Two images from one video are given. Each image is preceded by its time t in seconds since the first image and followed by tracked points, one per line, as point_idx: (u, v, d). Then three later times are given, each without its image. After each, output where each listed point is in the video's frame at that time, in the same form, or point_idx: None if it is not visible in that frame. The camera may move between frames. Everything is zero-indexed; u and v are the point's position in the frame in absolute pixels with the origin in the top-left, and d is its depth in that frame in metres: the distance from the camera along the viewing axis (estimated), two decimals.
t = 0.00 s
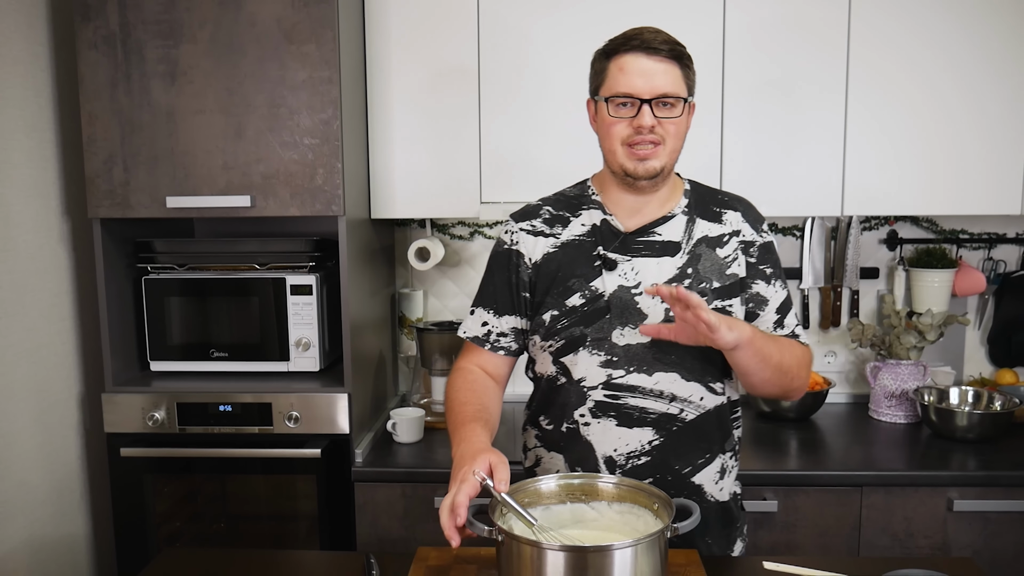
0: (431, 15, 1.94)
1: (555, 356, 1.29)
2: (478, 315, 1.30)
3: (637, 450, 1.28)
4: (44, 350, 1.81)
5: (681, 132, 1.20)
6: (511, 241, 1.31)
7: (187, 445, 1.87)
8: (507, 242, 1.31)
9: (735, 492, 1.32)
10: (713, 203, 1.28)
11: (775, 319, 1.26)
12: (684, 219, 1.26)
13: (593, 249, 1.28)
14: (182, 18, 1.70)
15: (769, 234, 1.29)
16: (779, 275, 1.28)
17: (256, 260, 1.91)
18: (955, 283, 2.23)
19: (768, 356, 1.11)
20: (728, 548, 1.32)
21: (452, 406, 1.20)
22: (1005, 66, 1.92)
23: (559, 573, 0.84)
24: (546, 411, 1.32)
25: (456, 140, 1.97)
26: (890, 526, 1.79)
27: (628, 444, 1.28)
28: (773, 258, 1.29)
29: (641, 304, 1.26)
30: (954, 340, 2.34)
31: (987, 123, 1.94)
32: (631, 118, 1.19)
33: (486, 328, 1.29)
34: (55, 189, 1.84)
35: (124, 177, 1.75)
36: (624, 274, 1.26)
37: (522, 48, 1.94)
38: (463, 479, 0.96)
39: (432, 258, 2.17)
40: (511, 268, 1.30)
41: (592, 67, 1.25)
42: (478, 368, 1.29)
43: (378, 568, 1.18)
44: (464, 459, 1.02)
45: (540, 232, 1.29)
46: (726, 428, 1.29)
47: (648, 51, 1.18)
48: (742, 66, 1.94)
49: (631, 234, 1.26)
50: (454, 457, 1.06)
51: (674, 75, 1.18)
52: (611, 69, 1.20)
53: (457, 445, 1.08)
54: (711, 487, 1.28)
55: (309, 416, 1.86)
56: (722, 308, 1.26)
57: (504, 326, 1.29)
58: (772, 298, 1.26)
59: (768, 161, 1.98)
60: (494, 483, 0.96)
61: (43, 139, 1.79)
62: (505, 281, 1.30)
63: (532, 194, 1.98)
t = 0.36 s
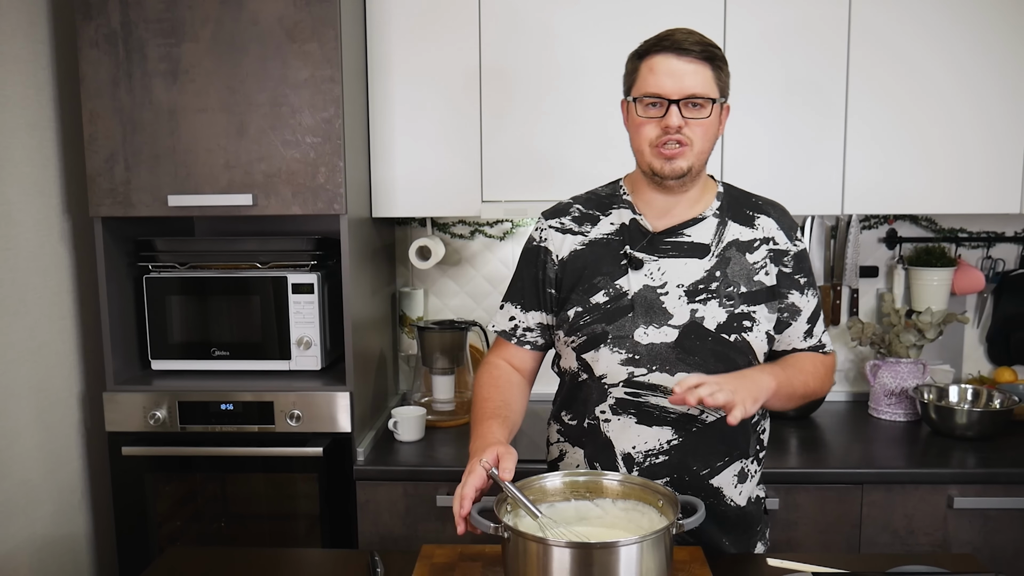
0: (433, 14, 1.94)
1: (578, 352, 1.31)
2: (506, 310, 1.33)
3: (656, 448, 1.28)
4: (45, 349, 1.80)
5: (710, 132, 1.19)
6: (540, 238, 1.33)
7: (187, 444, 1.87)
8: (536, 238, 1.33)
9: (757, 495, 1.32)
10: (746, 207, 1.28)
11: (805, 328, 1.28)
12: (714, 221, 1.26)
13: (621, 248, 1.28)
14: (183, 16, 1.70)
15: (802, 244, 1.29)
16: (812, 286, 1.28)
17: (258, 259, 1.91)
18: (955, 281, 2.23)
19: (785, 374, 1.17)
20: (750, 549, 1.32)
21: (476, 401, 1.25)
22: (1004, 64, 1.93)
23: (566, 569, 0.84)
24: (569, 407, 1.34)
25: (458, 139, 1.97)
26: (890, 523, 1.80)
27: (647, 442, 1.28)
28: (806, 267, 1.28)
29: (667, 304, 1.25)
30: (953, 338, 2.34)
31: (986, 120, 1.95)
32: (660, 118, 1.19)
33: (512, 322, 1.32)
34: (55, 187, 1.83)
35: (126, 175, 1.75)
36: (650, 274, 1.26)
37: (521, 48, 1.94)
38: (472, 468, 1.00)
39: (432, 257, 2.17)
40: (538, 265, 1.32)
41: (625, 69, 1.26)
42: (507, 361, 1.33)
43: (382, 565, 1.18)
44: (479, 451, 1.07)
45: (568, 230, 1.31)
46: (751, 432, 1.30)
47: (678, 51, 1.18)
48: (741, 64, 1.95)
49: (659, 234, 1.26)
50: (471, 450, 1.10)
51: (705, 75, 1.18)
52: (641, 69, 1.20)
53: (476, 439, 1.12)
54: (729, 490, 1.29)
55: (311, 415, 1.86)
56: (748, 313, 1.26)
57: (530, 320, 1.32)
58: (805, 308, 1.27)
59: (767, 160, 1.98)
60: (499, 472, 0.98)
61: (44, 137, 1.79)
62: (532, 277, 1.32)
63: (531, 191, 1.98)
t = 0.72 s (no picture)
0: (432, 14, 1.95)
1: (570, 349, 1.30)
2: (492, 306, 1.29)
3: (651, 446, 1.29)
4: (45, 348, 1.80)
5: (706, 132, 1.21)
6: (530, 233, 1.31)
7: (186, 443, 1.87)
8: (527, 234, 1.32)
9: (746, 489, 1.35)
10: (734, 207, 1.30)
11: (789, 328, 1.30)
12: (704, 221, 1.27)
13: (614, 246, 1.29)
14: (184, 16, 1.70)
15: (788, 245, 1.31)
16: (796, 286, 1.31)
17: (258, 259, 1.91)
18: (952, 280, 2.24)
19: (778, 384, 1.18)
20: (735, 544, 1.34)
21: (463, 404, 1.20)
22: (1002, 64, 1.94)
23: (569, 568, 0.85)
24: (560, 406, 1.33)
25: (457, 138, 1.98)
26: (888, 520, 1.81)
27: (642, 440, 1.29)
28: (791, 268, 1.31)
29: (660, 302, 1.27)
30: (949, 337, 2.36)
31: (985, 119, 1.96)
32: (659, 114, 1.20)
33: (501, 318, 1.28)
34: (55, 186, 1.83)
35: (126, 175, 1.75)
36: (644, 272, 1.27)
37: (522, 48, 1.95)
38: (473, 479, 0.97)
39: (432, 256, 2.17)
40: (529, 260, 1.30)
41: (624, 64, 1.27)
42: (494, 359, 1.27)
43: (385, 563, 1.19)
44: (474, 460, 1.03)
45: (560, 226, 1.30)
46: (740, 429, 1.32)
47: (680, 50, 1.19)
48: (740, 63, 1.96)
49: (653, 232, 1.27)
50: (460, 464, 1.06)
51: (704, 75, 1.20)
52: (642, 65, 1.21)
53: (469, 446, 1.08)
54: (721, 487, 1.30)
55: (313, 414, 1.86)
56: (738, 312, 1.28)
57: (519, 317, 1.29)
58: (789, 308, 1.30)
59: (765, 159, 1.99)
60: (500, 474, 0.96)
61: (43, 137, 1.79)
62: (523, 272, 1.30)
63: (530, 190, 1.99)
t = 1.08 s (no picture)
0: (432, 14, 1.95)
1: (539, 355, 1.29)
2: (453, 315, 1.29)
3: (627, 446, 1.29)
4: (45, 348, 1.80)
5: (660, 125, 1.24)
6: (489, 239, 1.30)
7: (187, 443, 1.87)
8: (485, 240, 1.30)
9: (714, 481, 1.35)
10: (689, 200, 1.31)
11: (751, 313, 1.30)
12: (662, 217, 1.28)
13: (576, 247, 1.28)
14: (186, 16, 1.71)
15: (743, 232, 1.33)
16: (753, 271, 1.33)
17: (258, 259, 1.91)
18: (948, 279, 2.26)
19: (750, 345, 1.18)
20: (708, 540, 1.35)
21: (446, 409, 1.19)
22: (999, 66, 1.95)
23: (572, 564, 0.85)
24: (530, 412, 1.31)
25: (456, 139, 1.98)
26: (886, 518, 1.82)
27: (617, 440, 1.29)
28: (747, 254, 1.33)
29: (626, 302, 1.27)
30: (946, 336, 2.37)
31: (984, 121, 1.97)
32: (614, 108, 1.23)
33: (462, 326, 1.28)
34: (55, 186, 1.83)
35: (126, 175, 1.75)
36: (608, 273, 1.27)
37: (521, 49, 1.95)
38: (480, 480, 0.96)
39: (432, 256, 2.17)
40: (490, 268, 1.29)
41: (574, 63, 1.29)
42: (458, 364, 1.28)
43: (387, 562, 1.19)
44: (475, 461, 1.02)
45: (521, 230, 1.29)
46: (707, 419, 1.33)
47: (631, 44, 1.22)
48: (741, 65, 1.96)
49: (614, 233, 1.27)
50: (460, 463, 1.05)
51: (655, 68, 1.23)
52: (593, 60, 1.23)
53: (464, 445, 1.08)
54: (694, 478, 1.32)
55: (313, 413, 1.86)
56: (704, 304, 1.29)
57: (480, 324, 1.28)
58: (749, 293, 1.30)
59: (765, 158, 2.00)
60: (506, 475, 0.97)
61: (44, 137, 1.79)
62: (483, 279, 1.29)
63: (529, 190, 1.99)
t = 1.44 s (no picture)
0: (432, 15, 1.96)
1: (521, 357, 1.29)
2: (435, 319, 1.30)
3: (612, 444, 1.29)
4: (47, 347, 1.80)
5: (629, 122, 1.22)
6: (467, 243, 1.31)
7: (188, 442, 1.87)
8: (463, 244, 1.31)
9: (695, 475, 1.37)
10: (666, 197, 1.32)
11: (727, 312, 1.33)
12: (639, 214, 1.28)
13: (554, 248, 1.28)
14: (188, 16, 1.71)
15: (721, 230, 1.35)
16: (731, 269, 1.34)
17: (259, 258, 1.92)
18: (945, 279, 2.27)
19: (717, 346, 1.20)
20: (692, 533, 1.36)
21: (441, 413, 1.19)
22: (997, 66, 1.97)
23: (578, 560, 0.85)
24: (514, 413, 1.32)
25: (455, 139, 1.99)
26: (885, 516, 1.83)
27: (602, 439, 1.29)
28: (725, 252, 1.34)
29: (605, 301, 1.27)
30: (943, 335, 2.38)
31: (982, 121, 1.98)
32: (581, 111, 1.21)
33: (444, 330, 1.29)
34: (56, 184, 1.83)
35: (128, 174, 1.75)
36: (587, 272, 1.27)
37: (522, 48, 1.96)
38: (485, 477, 0.97)
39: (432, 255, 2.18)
40: (469, 271, 1.30)
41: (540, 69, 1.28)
42: (443, 369, 1.30)
43: (392, 560, 1.20)
44: (477, 460, 1.03)
45: (498, 233, 1.29)
46: (689, 414, 1.34)
47: (592, 46, 1.21)
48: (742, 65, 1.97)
49: (591, 232, 1.27)
50: (463, 464, 1.05)
51: (619, 67, 1.21)
52: (557, 66, 1.23)
53: (464, 445, 1.09)
54: (678, 473, 1.33)
55: (316, 412, 1.87)
56: (683, 301, 1.29)
57: (463, 328, 1.29)
58: (727, 291, 1.32)
59: (765, 157, 2.01)
60: (511, 473, 0.97)
61: (45, 136, 1.79)
62: (463, 283, 1.30)
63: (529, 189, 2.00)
